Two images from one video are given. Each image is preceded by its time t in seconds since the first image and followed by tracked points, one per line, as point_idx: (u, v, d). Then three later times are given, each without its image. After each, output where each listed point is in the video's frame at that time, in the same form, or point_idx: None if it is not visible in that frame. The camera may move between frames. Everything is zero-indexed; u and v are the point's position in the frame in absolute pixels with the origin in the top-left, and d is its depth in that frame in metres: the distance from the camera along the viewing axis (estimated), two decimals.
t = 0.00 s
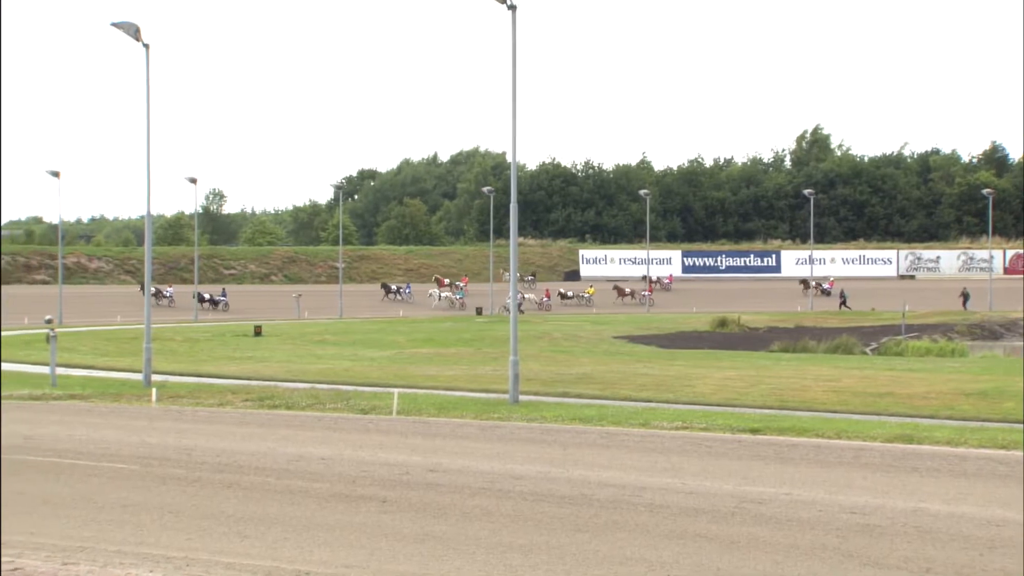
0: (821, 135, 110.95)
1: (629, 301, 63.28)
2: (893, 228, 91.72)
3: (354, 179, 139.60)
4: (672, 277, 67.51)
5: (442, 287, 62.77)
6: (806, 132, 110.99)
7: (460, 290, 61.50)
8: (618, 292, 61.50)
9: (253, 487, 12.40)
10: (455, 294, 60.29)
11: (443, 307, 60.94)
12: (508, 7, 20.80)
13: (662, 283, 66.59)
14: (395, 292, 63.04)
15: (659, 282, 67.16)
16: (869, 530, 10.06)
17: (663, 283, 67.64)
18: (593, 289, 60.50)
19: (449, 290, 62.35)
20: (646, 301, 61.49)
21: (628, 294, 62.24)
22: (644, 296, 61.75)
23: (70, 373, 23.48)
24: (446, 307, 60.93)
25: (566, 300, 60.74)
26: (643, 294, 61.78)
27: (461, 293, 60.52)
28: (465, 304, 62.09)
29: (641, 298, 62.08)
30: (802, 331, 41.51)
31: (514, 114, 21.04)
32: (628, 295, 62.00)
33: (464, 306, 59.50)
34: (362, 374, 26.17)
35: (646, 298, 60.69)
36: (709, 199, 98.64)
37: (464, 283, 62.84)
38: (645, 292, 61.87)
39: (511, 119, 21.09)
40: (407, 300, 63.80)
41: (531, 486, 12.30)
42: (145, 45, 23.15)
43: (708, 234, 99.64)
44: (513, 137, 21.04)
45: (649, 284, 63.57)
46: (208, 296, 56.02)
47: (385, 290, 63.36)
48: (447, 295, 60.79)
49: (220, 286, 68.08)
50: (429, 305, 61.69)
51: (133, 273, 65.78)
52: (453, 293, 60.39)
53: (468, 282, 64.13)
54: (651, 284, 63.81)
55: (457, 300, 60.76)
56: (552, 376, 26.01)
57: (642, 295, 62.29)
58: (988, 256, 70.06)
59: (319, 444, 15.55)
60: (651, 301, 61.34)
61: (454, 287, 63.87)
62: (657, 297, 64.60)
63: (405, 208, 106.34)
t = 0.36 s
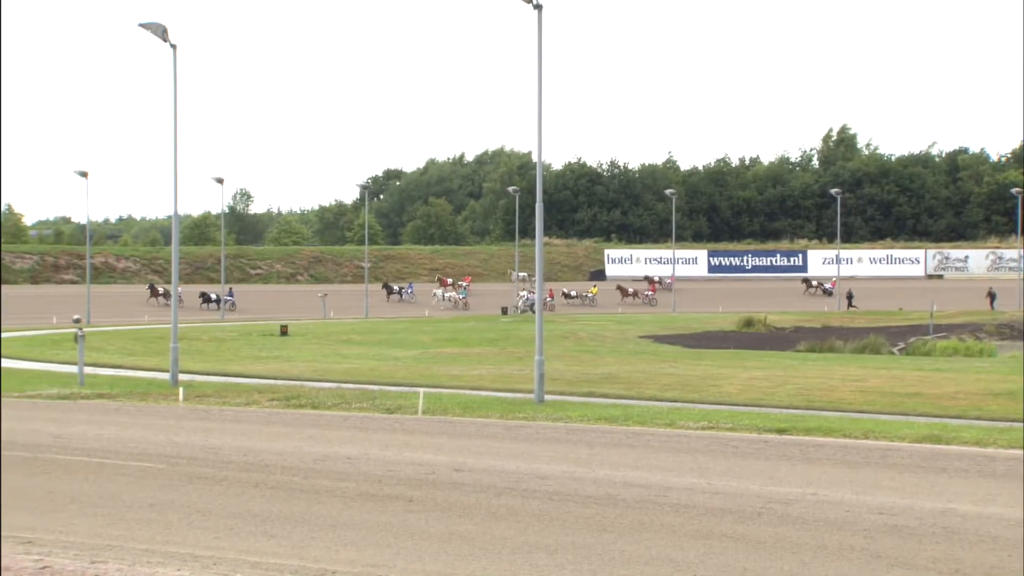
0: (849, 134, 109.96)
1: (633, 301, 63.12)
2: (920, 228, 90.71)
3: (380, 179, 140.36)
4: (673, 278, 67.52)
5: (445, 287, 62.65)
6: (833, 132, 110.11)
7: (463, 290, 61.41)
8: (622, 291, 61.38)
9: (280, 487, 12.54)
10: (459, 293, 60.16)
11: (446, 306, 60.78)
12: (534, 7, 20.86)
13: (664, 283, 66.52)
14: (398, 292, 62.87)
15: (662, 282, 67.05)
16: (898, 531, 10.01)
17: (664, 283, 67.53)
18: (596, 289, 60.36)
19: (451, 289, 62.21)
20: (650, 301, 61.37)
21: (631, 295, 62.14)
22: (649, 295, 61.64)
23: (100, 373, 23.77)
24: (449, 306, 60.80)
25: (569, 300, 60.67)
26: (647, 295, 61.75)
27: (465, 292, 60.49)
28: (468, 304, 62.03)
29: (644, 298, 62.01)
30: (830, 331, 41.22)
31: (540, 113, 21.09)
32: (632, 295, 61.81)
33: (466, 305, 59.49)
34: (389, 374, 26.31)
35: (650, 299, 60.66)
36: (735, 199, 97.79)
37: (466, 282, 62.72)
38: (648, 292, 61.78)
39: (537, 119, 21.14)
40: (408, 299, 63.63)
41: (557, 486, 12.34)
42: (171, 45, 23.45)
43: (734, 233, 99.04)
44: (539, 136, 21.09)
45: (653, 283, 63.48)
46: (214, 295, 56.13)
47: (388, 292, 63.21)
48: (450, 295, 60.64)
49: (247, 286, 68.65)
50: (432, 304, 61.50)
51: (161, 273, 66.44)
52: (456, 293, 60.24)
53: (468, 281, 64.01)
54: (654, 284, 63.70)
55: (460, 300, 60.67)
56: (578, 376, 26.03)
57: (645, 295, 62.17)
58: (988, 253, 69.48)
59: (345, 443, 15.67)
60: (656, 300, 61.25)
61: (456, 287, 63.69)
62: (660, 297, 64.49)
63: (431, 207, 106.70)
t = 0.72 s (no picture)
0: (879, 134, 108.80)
1: (638, 301, 62.82)
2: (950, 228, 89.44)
3: (407, 179, 141.00)
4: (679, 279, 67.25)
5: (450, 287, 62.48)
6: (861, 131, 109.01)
7: (469, 290, 61.09)
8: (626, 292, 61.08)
9: (309, 487, 12.66)
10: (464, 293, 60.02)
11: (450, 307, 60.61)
12: (561, 6, 20.85)
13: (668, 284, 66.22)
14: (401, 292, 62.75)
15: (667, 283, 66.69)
16: (927, 532, 9.94)
17: (669, 284, 67.16)
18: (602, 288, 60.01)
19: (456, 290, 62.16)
20: (654, 301, 60.98)
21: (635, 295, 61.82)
22: (654, 295, 61.24)
23: (130, 373, 24.08)
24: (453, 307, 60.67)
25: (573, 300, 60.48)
26: (652, 294, 61.36)
27: (468, 292, 60.25)
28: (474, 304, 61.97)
29: (649, 298, 61.65)
30: (860, 330, 40.91)
31: (567, 113, 21.10)
32: (637, 295, 61.44)
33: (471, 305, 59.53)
34: (416, 374, 26.46)
35: (655, 300, 60.30)
36: (763, 199, 97.47)
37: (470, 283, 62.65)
38: (653, 292, 61.40)
39: (563, 119, 21.15)
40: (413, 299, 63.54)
41: (584, 485, 12.38)
42: (201, 46, 23.68)
43: (762, 233, 98.52)
44: (566, 135, 21.09)
45: (659, 283, 63.10)
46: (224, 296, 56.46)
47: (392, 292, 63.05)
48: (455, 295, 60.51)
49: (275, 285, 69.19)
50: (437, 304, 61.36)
51: (189, 273, 67.16)
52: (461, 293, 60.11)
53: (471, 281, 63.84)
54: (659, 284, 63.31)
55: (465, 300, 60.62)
56: (606, 376, 26.02)
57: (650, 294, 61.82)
58: (965, 249, 68.15)
59: (373, 443, 15.78)
60: (660, 300, 60.91)
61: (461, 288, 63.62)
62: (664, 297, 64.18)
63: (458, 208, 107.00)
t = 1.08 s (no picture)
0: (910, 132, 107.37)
1: (641, 300, 62.39)
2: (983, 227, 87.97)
3: (432, 179, 141.40)
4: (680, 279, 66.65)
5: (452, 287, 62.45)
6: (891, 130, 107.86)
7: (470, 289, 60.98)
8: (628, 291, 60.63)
9: (335, 487, 12.76)
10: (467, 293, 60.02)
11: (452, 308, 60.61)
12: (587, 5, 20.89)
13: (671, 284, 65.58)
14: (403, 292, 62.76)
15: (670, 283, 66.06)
16: (956, 533, 9.86)
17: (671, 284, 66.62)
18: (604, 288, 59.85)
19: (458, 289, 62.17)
20: (657, 301, 60.40)
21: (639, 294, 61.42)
22: (656, 295, 60.77)
23: (157, 372, 24.37)
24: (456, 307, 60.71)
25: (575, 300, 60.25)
26: (655, 294, 60.88)
27: (471, 292, 60.07)
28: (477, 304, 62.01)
29: (652, 298, 61.12)
30: (888, 330, 40.63)
31: (593, 112, 21.15)
32: (640, 295, 60.87)
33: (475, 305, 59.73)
34: (441, 373, 26.62)
35: (659, 300, 59.89)
36: (790, 198, 96.71)
37: (472, 282, 62.54)
38: (656, 292, 60.84)
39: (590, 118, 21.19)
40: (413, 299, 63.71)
41: (609, 485, 12.39)
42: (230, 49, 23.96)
43: (790, 233, 97.73)
44: (593, 134, 21.12)
45: (662, 282, 62.55)
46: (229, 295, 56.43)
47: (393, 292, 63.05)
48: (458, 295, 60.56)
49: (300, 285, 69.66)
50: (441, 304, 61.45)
51: (215, 273, 67.75)
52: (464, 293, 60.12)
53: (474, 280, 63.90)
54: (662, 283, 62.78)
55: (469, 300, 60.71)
56: (631, 375, 26.06)
57: (653, 294, 61.30)
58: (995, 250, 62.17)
59: (399, 443, 15.87)
60: (663, 300, 60.43)
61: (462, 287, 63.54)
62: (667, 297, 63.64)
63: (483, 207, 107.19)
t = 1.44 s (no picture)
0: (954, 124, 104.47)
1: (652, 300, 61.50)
2: None
3: (461, 175, 141.16)
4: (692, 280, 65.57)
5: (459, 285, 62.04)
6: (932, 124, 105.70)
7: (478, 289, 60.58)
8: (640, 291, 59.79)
9: (361, 491, 12.46)
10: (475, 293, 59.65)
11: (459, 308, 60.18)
12: None
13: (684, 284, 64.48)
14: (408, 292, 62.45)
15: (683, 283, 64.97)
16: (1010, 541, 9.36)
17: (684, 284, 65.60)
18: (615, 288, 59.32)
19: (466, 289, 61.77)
20: (669, 301, 59.44)
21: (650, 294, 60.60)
22: (668, 295, 59.84)
23: (181, 374, 24.26)
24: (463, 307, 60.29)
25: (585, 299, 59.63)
26: (666, 294, 59.91)
27: (480, 292, 59.81)
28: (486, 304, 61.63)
29: (664, 298, 60.16)
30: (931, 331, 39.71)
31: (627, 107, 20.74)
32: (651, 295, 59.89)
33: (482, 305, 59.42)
34: (472, 375, 26.33)
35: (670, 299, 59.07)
36: (831, 194, 94.99)
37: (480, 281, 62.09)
38: (668, 291, 59.86)
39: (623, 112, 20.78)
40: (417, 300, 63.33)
41: (644, 491, 11.97)
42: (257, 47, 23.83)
43: (830, 230, 95.97)
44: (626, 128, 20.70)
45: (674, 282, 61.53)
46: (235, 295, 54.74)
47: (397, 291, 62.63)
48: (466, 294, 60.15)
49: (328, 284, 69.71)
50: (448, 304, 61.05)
51: (238, 272, 68.01)
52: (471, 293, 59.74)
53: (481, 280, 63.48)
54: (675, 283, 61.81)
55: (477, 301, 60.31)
56: (665, 378, 25.58)
57: (665, 294, 60.34)
58: None
59: (428, 446, 15.56)
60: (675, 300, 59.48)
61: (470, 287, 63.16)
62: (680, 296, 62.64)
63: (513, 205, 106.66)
